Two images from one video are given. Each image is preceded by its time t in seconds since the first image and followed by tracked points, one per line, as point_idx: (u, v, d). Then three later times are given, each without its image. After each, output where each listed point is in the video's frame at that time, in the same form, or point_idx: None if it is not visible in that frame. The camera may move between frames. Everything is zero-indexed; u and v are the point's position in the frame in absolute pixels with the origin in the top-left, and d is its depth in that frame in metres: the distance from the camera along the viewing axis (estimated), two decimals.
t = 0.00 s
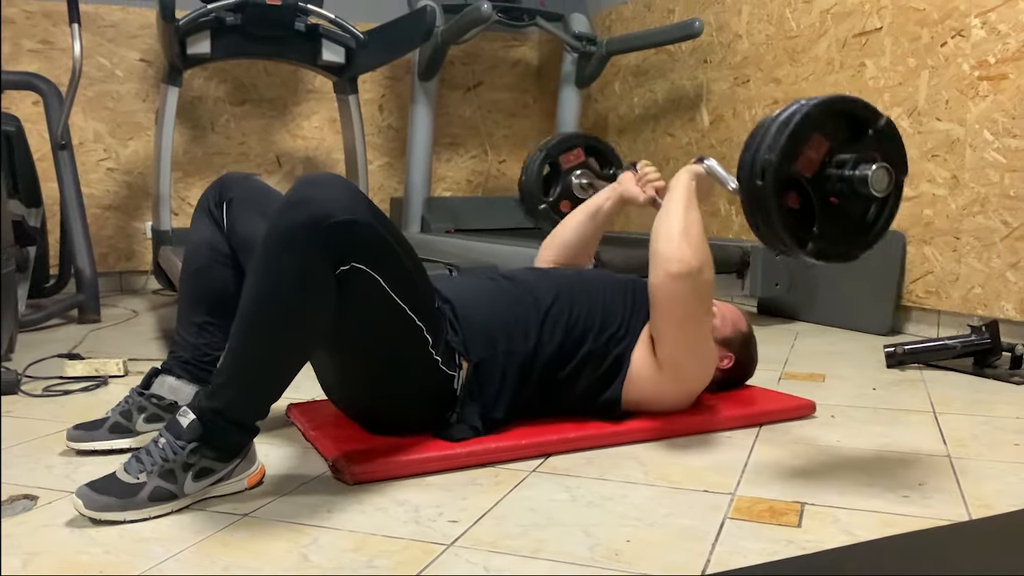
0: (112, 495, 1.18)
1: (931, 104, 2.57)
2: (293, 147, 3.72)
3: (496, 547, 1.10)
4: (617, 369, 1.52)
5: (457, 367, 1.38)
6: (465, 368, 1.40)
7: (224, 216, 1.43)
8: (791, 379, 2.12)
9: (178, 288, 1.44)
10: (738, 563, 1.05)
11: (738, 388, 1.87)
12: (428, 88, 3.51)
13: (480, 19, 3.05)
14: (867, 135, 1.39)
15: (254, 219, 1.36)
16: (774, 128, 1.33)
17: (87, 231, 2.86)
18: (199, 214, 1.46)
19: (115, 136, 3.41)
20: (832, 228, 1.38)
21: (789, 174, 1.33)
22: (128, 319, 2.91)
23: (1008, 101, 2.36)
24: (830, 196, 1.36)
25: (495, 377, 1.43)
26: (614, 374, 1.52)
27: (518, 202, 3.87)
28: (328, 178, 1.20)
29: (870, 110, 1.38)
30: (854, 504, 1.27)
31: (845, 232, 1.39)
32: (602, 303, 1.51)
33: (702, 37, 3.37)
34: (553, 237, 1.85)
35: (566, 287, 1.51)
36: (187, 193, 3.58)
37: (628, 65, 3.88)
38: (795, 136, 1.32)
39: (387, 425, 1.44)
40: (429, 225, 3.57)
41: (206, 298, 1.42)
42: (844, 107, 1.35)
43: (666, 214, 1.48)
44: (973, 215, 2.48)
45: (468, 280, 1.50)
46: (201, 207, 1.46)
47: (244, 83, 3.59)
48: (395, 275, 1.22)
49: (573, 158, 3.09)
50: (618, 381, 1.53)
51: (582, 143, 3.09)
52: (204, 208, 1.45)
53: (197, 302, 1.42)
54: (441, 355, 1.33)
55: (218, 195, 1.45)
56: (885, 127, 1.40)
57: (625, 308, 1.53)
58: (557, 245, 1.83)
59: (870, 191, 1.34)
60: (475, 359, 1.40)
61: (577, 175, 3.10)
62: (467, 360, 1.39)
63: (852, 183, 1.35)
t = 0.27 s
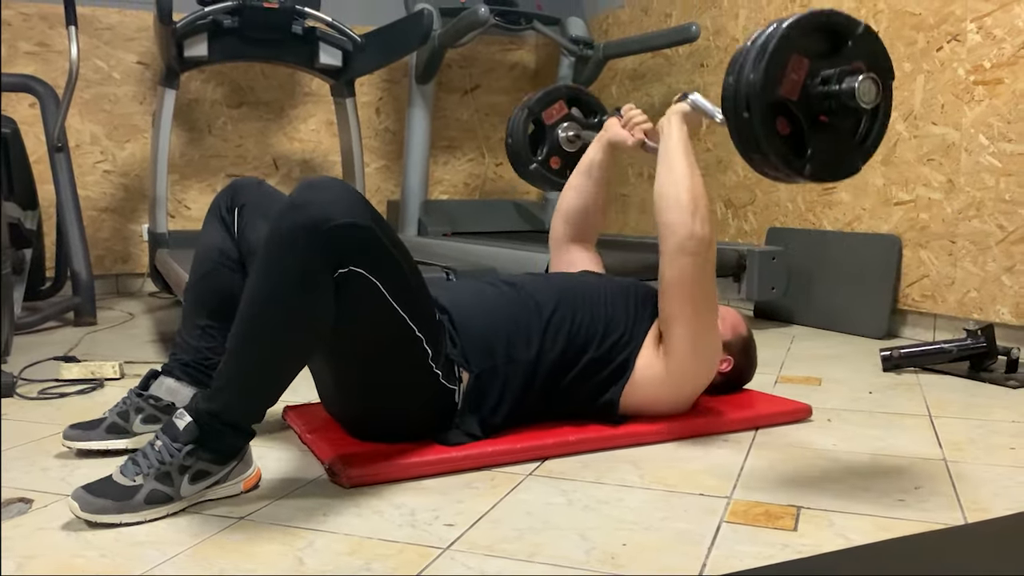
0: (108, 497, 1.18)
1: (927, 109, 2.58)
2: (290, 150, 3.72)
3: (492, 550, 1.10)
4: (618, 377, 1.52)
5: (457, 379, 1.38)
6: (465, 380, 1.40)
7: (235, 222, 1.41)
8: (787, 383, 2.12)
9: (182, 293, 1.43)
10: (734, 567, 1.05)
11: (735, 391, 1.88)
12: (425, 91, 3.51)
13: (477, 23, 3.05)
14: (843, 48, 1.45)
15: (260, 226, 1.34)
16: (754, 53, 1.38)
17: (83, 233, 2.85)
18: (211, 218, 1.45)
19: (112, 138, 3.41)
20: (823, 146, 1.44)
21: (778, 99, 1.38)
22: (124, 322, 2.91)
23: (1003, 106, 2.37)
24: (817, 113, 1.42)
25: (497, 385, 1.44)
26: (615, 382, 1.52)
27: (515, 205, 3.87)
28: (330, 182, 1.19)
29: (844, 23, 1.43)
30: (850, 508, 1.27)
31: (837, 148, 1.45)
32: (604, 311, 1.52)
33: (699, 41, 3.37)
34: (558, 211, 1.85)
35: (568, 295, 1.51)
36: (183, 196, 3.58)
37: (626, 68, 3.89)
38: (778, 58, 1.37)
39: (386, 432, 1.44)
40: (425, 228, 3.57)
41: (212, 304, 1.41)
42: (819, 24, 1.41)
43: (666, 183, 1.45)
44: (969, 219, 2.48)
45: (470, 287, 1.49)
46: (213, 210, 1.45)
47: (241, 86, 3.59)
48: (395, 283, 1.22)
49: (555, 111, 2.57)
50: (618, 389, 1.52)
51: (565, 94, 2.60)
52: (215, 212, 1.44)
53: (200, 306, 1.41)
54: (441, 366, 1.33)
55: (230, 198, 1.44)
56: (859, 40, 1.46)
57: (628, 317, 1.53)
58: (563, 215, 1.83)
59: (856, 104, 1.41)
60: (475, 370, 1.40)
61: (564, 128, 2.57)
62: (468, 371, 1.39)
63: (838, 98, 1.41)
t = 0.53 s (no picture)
0: (106, 499, 1.18)
1: (926, 111, 2.58)
2: (289, 152, 3.73)
3: (491, 552, 1.10)
4: (616, 378, 1.52)
5: (456, 381, 1.38)
6: (465, 382, 1.40)
7: (233, 222, 1.40)
8: (786, 385, 2.12)
9: (181, 296, 1.42)
10: (733, 569, 1.05)
11: (735, 393, 1.88)
12: (424, 94, 3.52)
13: (476, 25, 3.05)
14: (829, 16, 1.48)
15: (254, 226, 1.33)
16: (742, 24, 1.41)
17: (82, 235, 2.85)
18: (208, 218, 1.43)
19: (110, 140, 3.41)
20: (815, 114, 1.47)
21: (769, 67, 1.41)
22: (123, 324, 2.91)
23: (1002, 108, 2.37)
24: (808, 81, 1.45)
25: (496, 388, 1.43)
26: (614, 384, 1.52)
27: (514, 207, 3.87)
28: (320, 179, 1.20)
29: None
30: (850, 510, 1.27)
31: (828, 114, 1.48)
32: (603, 312, 1.52)
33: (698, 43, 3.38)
34: (565, 204, 1.83)
35: (565, 295, 1.51)
36: (182, 198, 3.58)
37: (625, 71, 3.89)
38: (765, 27, 1.40)
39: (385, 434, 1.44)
40: (424, 231, 3.57)
41: (212, 307, 1.40)
42: None
43: (658, 173, 1.44)
44: (968, 221, 2.48)
45: (469, 292, 1.50)
46: (210, 212, 1.43)
47: (240, 88, 3.59)
48: (386, 280, 1.22)
49: (547, 96, 2.58)
50: (616, 389, 1.52)
51: (555, 79, 2.61)
52: (214, 213, 1.42)
53: (198, 308, 1.40)
54: (439, 368, 1.33)
55: (228, 199, 1.42)
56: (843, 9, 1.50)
57: (625, 317, 1.52)
58: (570, 207, 1.81)
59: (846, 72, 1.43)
60: (475, 373, 1.40)
61: (556, 111, 2.56)
62: (467, 375, 1.39)
63: (829, 66, 1.43)
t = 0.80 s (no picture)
0: (107, 500, 1.17)
1: (928, 112, 2.58)
2: (290, 153, 3.73)
3: (492, 553, 1.09)
4: (617, 380, 1.52)
5: (457, 383, 1.38)
6: (465, 383, 1.39)
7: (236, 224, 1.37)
8: (788, 386, 2.12)
9: (181, 296, 1.42)
10: (735, 570, 1.05)
11: (736, 394, 1.87)
12: (426, 94, 3.52)
13: (477, 26, 3.05)
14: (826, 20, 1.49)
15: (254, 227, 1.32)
16: (741, 25, 1.41)
17: (84, 236, 2.85)
18: (210, 219, 1.41)
19: (112, 141, 3.41)
20: (811, 117, 1.47)
21: (765, 68, 1.42)
22: (124, 325, 2.91)
23: (1004, 109, 2.37)
24: (805, 84, 1.45)
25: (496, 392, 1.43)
26: (615, 386, 1.52)
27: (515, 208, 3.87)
28: (320, 178, 1.20)
29: None
30: (852, 511, 1.26)
31: (824, 118, 1.49)
32: (604, 313, 1.51)
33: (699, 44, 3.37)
34: (564, 207, 1.83)
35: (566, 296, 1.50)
36: (184, 199, 3.58)
37: (626, 72, 3.89)
38: (763, 28, 1.41)
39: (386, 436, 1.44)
40: (426, 232, 3.57)
41: (211, 308, 1.39)
42: None
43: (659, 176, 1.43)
44: (969, 222, 2.48)
45: (472, 293, 1.50)
46: (212, 211, 1.41)
47: (241, 89, 3.59)
48: (386, 280, 1.21)
49: (549, 97, 2.57)
50: (617, 392, 1.52)
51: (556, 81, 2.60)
52: (216, 213, 1.40)
53: (198, 310, 1.40)
54: (439, 369, 1.33)
55: (230, 199, 1.40)
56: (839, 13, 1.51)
57: (626, 318, 1.52)
58: (568, 208, 1.81)
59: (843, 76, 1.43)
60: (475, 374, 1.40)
61: (557, 114, 2.56)
62: (468, 376, 1.39)
63: (826, 69, 1.43)
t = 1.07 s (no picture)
0: (109, 499, 1.17)
1: (930, 112, 2.58)
2: (292, 153, 3.73)
3: (494, 553, 1.09)
4: (618, 380, 1.52)
5: (457, 383, 1.38)
6: (465, 383, 1.39)
7: (236, 223, 1.37)
8: (790, 386, 2.11)
9: (182, 296, 1.41)
10: (737, 570, 1.05)
11: (737, 394, 1.87)
12: (427, 94, 3.52)
13: (479, 26, 3.05)
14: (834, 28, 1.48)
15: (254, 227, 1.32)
16: (747, 30, 1.40)
17: (86, 235, 2.85)
18: (211, 218, 1.41)
19: (114, 141, 3.41)
20: (814, 125, 1.47)
21: (769, 74, 1.41)
22: (126, 324, 2.91)
23: (1006, 110, 2.36)
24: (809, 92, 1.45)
25: (496, 391, 1.43)
26: (615, 387, 1.52)
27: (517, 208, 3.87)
28: (320, 178, 1.20)
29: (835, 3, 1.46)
30: (854, 512, 1.26)
31: (826, 126, 1.48)
32: (605, 313, 1.51)
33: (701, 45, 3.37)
34: (566, 208, 1.83)
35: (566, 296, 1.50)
36: (186, 199, 3.58)
37: (628, 72, 3.89)
38: (769, 34, 1.40)
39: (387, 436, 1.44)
40: (427, 232, 3.57)
41: (210, 308, 1.39)
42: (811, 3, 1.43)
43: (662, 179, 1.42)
44: (972, 223, 2.48)
45: (473, 293, 1.50)
46: (213, 210, 1.41)
47: (243, 89, 3.59)
48: (386, 279, 1.21)
49: (556, 99, 2.60)
50: (617, 392, 1.52)
51: (564, 83, 2.62)
52: (216, 213, 1.40)
53: (198, 310, 1.40)
54: (440, 369, 1.33)
55: (231, 198, 1.39)
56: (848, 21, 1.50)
57: (626, 319, 1.52)
58: (570, 210, 1.81)
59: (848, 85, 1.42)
60: (476, 374, 1.40)
61: (563, 116, 2.59)
62: (468, 376, 1.39)
63: (831, 78, 1.43)
